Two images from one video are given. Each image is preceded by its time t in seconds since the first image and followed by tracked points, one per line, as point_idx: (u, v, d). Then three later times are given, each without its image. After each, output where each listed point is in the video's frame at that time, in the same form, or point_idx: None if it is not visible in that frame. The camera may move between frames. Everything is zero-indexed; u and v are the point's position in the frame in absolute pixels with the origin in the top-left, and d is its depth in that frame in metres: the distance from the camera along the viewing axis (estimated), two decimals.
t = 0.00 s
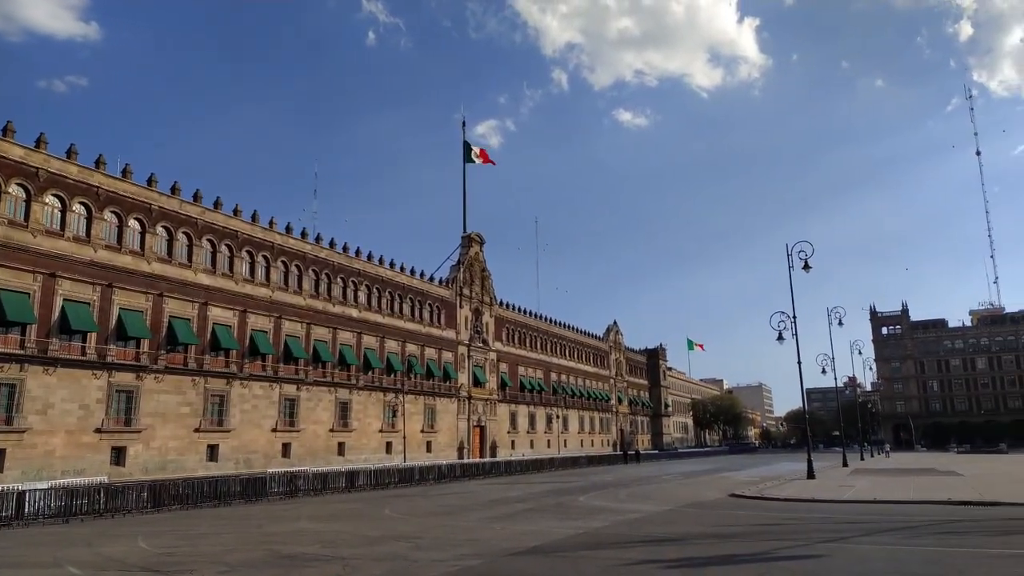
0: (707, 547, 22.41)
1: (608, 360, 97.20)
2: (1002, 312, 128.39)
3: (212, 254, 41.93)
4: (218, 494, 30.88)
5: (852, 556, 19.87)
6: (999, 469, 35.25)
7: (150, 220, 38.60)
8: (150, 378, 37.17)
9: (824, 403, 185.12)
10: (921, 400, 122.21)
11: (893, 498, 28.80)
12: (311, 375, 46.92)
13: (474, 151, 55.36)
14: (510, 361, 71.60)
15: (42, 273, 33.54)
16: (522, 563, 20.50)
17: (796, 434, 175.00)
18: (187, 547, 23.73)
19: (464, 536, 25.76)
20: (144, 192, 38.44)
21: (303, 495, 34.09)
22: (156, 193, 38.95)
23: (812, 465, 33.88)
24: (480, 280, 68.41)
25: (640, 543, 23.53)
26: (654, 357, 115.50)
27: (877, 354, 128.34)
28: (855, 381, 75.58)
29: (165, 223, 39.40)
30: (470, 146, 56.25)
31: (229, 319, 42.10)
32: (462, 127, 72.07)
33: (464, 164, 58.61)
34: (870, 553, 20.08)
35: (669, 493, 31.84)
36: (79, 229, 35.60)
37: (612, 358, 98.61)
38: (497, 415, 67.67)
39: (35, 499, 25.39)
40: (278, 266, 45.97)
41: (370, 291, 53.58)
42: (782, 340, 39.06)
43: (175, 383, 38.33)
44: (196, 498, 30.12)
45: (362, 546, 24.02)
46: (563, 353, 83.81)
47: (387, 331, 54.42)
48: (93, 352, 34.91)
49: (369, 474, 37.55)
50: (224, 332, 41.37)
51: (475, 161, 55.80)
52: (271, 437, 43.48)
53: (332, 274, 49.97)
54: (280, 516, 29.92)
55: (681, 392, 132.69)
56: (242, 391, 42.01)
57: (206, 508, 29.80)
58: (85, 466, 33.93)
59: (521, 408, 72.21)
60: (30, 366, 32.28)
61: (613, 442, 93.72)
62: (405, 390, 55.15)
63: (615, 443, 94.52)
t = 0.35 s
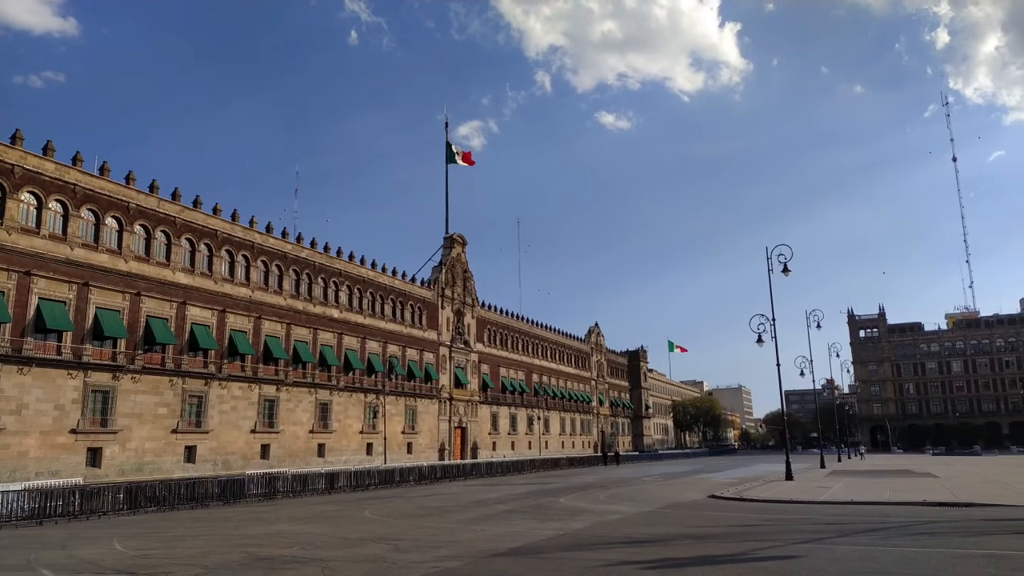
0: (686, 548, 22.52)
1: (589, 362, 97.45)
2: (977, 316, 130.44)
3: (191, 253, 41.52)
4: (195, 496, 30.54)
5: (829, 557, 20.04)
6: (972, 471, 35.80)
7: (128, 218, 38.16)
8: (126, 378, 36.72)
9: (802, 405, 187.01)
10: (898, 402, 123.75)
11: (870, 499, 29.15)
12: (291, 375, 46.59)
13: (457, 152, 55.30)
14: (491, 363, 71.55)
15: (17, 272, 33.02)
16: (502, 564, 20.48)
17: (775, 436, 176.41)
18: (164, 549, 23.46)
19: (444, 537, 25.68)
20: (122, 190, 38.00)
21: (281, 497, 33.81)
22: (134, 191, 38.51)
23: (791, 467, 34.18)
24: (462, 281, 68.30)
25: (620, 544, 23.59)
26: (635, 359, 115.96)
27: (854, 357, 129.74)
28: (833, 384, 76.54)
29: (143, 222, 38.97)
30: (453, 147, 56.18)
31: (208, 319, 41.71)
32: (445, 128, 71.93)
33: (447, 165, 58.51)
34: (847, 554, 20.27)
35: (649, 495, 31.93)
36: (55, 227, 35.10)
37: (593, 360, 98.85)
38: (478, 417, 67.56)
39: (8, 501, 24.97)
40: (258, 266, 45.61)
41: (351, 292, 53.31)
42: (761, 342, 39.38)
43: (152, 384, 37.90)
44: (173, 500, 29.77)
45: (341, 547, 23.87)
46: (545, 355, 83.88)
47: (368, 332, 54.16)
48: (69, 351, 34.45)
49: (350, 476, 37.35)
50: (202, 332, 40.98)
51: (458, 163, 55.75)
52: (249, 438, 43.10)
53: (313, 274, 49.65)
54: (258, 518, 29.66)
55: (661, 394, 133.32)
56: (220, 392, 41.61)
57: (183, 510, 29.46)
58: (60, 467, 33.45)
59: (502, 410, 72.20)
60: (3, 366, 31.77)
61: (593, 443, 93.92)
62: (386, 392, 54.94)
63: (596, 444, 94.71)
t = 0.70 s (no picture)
0: (669, 549, 22.59)
1: (574, 363, 97.58)
2: (957, 318, 131.99)
3: (173, 252, 41.19)
4: (177, 497, 30.28)
5: (811, 557, 20.17)
6: (951, 472, 36.23)
7: (110, 217, 37.81)
8: (107, 378, 36.34)
9: (784, 406, 188.37)
10: (879, 403, 124.99)
11: (850, 500, 29.40)
12: (274, 376, 46.32)
13: (443, 152, 55.24)
14: (476, 364, 71.50)
15: None
16: (485, 565, 20.45)
17: (758, 438, 177.39)
18: (144, 552, 23.22)
19: (428, 539, 25.60)
20: (103, 189, 37.64)
21: (264, 498, 33.58)
22: (116, 190, 38.16)
23: (773, 468, 34.38)
24: (447, 282, 68.23)
25: (603, 545, 23.63)
26: (620, 360, 116.47)
27: (836, 358, 130.80)
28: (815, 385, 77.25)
29: (124, 221, 38.60)
30: (438, 148, 56.11)
31: (190, 320, 41.38)
32: (429, 128, 71.67)
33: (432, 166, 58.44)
34: (828, 555, 20.41)
35: (634, 496, 31.98)
36: (35, 226, 34.70)
37: (578, 361, 99.02)
38: (463, 418, 67.48)
39: None
40: (242, 266, 45.33)
41: (336, 293, 53.10)
42: (744, 344, 39.65)
43: (133, 385, 37.54)
44: (154, 502, 29.49)
45: (324, 549, 23.71)
46: (530, 356, 83.93)
47: (352, 333, 53.98)
48: (48, 352, 34.06)
49: (333, 478, 37.17)
50: (184, 332, 40.66)
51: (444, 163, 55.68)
52: (232, 440, 42.79)
53: (297, 275, 49.41)
54: (241, 520, 29.41)
55: (646, 395, 133.88)
56: (202, 393, 41.28)
57: (164, 512, 29.19)
58: (38, 469, 33.03)
59: (487, 411, 72.14)
60: None
61: (578, 445, 94.07)
62: (370, 393, 54.76)
63: (580, 445, 94.87)
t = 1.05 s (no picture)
0: (646, 551, 22.67)
1: (553, 365, 97.74)
2: (930, 322, 133.96)
3: (148, 252, 40.69)
4: (150, 500, 29.86)
5: (784, 558, 20.38)
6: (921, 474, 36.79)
7: (84, 216, 37.28)
8: (80, 379, 35.81)
9: (760, 409, 190.15)
10: (854, 405, 126.55)
11: (825, 501, 29.70)
12: (251, 377, 45.90)
13: (424, 153, 55.14)
14: (455, 366, 71.37)
15: None
16: (463, 568, 20.35)
17: (735, 440, 178.63)
18: (115, 555, 22.85)
19: (406, 540, 25.47)
20: (78, 187, 37.10)
21: (239, 501, 33.24)
22: (91, 188, 37.63)
23: (749, 469, 34.69)
24: (427, 284, 68.05)
25: (581, 547, 23.65)
26: (599, 362, 116.94)
27: (812, 361, 132.15)
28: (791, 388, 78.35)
29: (99, 219, 38.07)
30: (419, 148, 55.98)
31: (165, 320, 40.90)
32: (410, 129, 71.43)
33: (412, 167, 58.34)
34: (802, 555, 20.60)
35: (612, 498, 32.03)
36: (7, 224, 34.11)
37: (557, 363, 99.17)
38: (442, 420, 67.31)
39: None
40: (219, 266, 44.89)
41: (314, 293, 52.76)
42: (721, 346, 39.96)
43: (106, 385, 37.02)
44: (128, 504, 29.07)
45: (299, 552, 23.49)
46: (509, 358, 83.93)
47: (331, 334, 53.65)
48: (20, 352, 33.49)
49: (310, 479, 36.89)
50: (159, 333, 40.17)
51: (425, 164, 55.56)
52: (207, 441, 42.34)
53: (275, 275, 49.02)
54: (215, 522, 29.08)
55: (624, 397, 134.45)
56: (177, 394, 40.80)
57: (137, 515, 28.78)
58: (8, 470, 32.45)
59: (466, 413, 72.06)
60: None
61: (556, 446, 94.19)
62: (348, 394, 54.44)
63: (559, 447, 95.00)
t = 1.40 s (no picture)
0: (621, 550, 22.72)
1: (532, 366, 97.83)
2: (903, 324, 135.88)
3: (122, 249, 40.12)
4: (122, 500, 29.42)
5: (758, 557, 20.53)
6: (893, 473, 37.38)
7: (56, 212, 36.69)
8: (50, 378, 35.25)
9: (736, 409, 191.78)
10: (827, 406, 128.15)
11: (798, 500, 30.02)
12: (226, 377, 45.44)
13: (404, 152, 54.91)
14: (433, 366, 71.19)
15: None
16: (439, 568, 20.25)
17: (711, 440, 180.00)
18: (85, 557, 22.48)
19: (382, 540, 25.36)
20: (50, 183, 36.50)
21: (213, 501, 32.88)
22: (63, 184, 37.02)
23: (724, 469, 34.96)
24: (405, 283, 67.80)
25: (557, 547, 23.65)
26: (577, 362, 117.30)
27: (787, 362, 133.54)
28: (767, 389, 79.10)
29: (71, 216, 37.48)
30: (399, 147, 55.74)
31: (139, 318, 40.37)
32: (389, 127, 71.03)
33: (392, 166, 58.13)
34: (776, 554, 20.78)
35: (590, 498, 32.09)
36: None
37: (535, 364, 99.26)
38: (419, 420, 67.11)
39: None
40: (194, 264, 44.38)
41: (291, 292, 52.35)
42: (697, 347, 40.21)
43: (78, 385, 36.48)
44: (99, 505, 28.61)
45: (273, 553, 23.28)
46: (487, 358, 83.85)
47: (308, 333, 53.27)
48: None
49: (285, 480, 36.58)
50: (132, 331, 39.64)
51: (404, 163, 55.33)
52: (181, 442, 41.86)
53: (251, 274, 48.55)
54: (188, 523, 28.75)
55: (601, 397, 135.02)
56: (150, 393, 40.29)
57: (109, 516, 28.35)
58: None
59: (444, 413, 71.90)
60: None
61: (534, 447, 94.27)
62: (325, 394, 54.09)
63: (537, 447, 95.10)
